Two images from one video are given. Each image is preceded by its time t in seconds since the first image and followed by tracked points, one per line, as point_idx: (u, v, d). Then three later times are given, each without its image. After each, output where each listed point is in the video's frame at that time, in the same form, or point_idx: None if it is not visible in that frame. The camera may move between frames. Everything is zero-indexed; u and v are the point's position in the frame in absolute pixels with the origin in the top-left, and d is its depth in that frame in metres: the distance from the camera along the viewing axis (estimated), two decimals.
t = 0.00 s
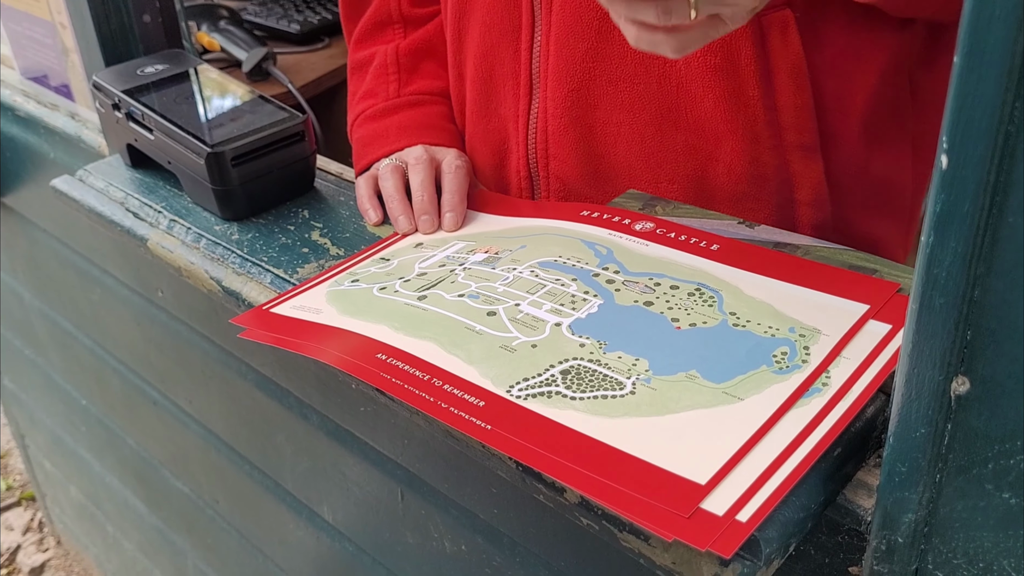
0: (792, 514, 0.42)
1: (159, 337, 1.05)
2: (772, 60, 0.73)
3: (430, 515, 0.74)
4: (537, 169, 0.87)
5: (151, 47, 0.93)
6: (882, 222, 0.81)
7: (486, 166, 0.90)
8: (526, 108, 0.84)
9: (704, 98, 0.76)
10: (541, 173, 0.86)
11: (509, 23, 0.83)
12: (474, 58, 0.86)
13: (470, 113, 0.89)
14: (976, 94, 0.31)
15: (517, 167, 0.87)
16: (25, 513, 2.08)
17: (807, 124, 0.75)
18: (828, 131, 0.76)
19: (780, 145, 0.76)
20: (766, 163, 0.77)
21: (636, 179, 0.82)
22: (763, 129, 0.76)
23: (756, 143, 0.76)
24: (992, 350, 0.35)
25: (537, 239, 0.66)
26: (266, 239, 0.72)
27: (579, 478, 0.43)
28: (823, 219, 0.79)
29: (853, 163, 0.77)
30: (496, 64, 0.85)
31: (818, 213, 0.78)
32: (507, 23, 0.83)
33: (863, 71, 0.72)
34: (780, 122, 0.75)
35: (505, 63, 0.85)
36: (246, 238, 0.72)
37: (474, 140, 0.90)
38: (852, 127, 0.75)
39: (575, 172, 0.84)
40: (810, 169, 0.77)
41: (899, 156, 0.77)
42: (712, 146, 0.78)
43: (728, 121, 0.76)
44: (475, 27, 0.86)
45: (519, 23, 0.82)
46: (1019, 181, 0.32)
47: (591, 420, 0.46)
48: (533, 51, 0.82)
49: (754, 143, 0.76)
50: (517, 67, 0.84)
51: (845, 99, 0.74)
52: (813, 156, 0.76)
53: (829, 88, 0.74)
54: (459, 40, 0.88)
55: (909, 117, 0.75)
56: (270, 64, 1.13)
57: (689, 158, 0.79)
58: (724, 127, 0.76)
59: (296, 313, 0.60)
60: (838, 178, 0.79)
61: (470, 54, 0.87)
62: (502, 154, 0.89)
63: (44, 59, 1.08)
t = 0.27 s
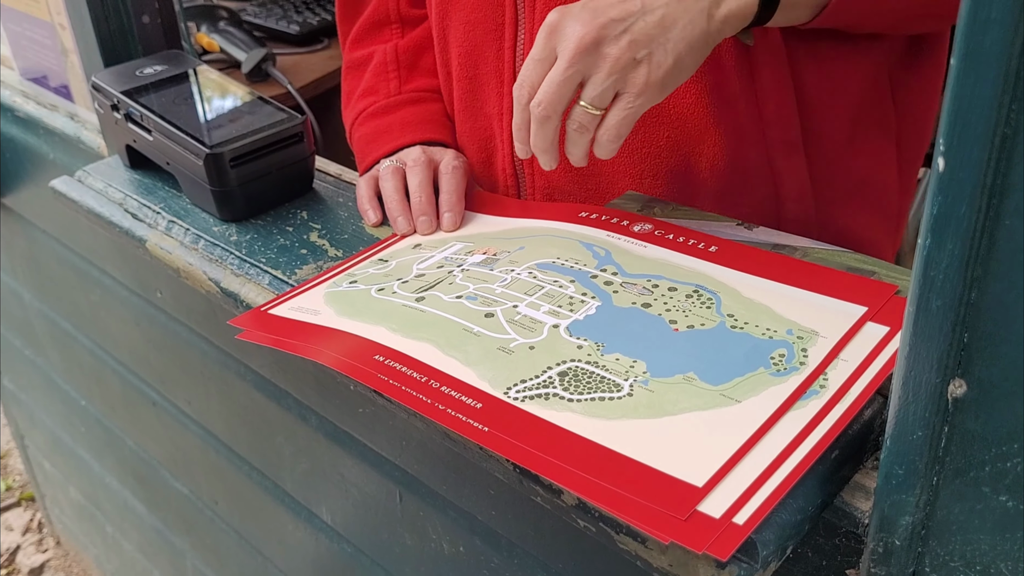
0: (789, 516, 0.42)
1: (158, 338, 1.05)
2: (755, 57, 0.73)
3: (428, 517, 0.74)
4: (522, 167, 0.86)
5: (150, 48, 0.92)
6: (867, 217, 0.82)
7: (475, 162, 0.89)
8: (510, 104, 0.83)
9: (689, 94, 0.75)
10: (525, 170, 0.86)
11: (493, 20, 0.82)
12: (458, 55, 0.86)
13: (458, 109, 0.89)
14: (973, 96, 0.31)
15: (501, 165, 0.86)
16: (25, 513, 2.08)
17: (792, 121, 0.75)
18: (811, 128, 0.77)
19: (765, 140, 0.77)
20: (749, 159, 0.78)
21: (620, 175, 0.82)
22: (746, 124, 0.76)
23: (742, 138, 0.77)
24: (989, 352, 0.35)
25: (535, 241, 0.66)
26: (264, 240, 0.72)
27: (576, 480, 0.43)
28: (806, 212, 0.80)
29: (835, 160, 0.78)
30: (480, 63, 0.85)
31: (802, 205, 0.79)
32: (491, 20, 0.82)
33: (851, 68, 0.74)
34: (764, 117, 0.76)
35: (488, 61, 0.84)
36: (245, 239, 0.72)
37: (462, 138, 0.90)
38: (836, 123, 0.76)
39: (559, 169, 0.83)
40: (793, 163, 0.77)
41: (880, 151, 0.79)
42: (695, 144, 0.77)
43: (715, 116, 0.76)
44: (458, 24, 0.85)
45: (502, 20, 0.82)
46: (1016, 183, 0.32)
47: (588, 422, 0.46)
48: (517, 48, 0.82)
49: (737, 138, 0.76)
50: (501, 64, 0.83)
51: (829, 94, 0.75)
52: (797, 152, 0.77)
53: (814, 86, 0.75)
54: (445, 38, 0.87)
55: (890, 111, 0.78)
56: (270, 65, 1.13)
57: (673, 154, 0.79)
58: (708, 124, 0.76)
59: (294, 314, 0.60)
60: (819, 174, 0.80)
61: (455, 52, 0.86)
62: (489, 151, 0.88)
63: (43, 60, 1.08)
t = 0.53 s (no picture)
0: (792, 520, 0.42)
1: (159, 339, 1.05)
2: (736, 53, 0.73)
3: (430, 518, 0.73)
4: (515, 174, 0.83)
5: (151, 49, 0.92)
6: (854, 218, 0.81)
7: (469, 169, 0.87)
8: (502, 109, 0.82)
9: (673, 95, 0.75)
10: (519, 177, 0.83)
11: (483, 26, 0.82)
12: (447, 60, 0.85)
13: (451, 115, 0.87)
14: (978, 100, 0.31)
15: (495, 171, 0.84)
16: (26, 514, 2.08)
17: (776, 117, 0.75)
18: (795, 128, 0.77)
19: (749, 141, 0.76)
20: (734, 162, 0.77)
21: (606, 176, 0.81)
22: (730, 122, 0.75)
23: (726, 140, 0.76)
24: (994, 356, 0.35)
25: (537, 242, 0.66)
26: (266, 241, 0.72)
27: (579, 483, 0.42)
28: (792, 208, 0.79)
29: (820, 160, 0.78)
30: (471, 69, 0.84)
31: (787, 204, 0.79)
32: (481, 24, 0.82)
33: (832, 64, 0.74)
34: (747, 115, 0.75)
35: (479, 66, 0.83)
36: (247, 240, 0.72)
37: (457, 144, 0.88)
38: (818, 122, 0.76)
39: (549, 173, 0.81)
40: (777, 161, 0.77)
41: (866, 152, 0.78)
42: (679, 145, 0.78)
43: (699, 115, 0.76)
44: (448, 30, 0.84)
45: (493, 24, 0.81)
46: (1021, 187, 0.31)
47: (591, 424, 0.46)
48: (507, 51, 0.81)
49: (721, 141, 0.76)
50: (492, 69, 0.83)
51: (811, 93, 0.75)
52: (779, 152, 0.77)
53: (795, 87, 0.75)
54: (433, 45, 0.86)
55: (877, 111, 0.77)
56: (272, 66, 1.13)
57: (659, 152, 0.79)
58: (692, 123, 0.76)
59: (296, 314, 0.60)
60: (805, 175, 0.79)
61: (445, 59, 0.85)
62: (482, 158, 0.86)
63: (45, 61, 1.08)
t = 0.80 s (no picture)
0: (797, 521, 0.42)
1: (160, 338, 1.05)
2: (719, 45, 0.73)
3: (432, 519, 0.73)
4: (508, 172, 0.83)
5: (152, 47, 0.92)
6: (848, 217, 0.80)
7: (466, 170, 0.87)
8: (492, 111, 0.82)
9: (659, 95, 0.76)
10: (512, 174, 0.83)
11: (472, 26, 0.82)
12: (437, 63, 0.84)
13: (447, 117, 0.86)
14: (988, 95, 0.30)
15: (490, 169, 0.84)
16: (26, 513, 2.08)
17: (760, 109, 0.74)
18: (782, 124, 0.76)
19: (736, 140, 0.76)
20: (723, 162, 0.76)
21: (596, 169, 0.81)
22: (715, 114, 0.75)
23: (713, 138, 0.76)
24: (1003, 356, 0.35)
25: (540, 241, 0.65)
26: (266, 240, 0.71)
27: (581, 483, 0.42)
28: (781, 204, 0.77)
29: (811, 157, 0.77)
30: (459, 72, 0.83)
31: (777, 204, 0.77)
32: (469, 26, 0.82)
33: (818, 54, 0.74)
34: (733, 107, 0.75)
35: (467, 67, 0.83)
36: (247, 239, 0.72)
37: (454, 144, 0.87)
38: (806, 117, 0.76)
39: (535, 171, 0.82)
40: (763, 154, 0.76)
41: (857, 147, 0.77)
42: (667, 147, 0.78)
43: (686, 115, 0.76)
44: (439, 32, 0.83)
45: (482, 24, 0.81)
46: None
47: (595, 425, 0.45)
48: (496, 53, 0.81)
49: (708, 142, 0.76)
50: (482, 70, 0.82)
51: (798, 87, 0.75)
52: (767, 151, 0.76)
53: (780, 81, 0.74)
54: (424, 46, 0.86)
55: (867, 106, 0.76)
56: (273, 64, 1.12)
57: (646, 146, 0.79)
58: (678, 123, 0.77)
59: (296, 312, 0.59)
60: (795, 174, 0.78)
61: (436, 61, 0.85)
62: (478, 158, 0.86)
63: (46, 59, 1.07)
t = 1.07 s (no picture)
0: (803, 525, 0.41)
1: (161, 338, 1.04)
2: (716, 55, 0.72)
3: (434, 520, 0.73)
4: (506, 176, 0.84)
5: (153, 46, 0.91)
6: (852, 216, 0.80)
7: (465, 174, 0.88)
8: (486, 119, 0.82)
9: (652, 101, 0.75)
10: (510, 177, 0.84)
11: (463, 34, 0.80)
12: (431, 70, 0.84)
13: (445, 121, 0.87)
14: (1001, 95, 0.30)
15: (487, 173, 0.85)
16: (27, 513, 2.08)
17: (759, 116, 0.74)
18: (781, 125, 0.76)
19: (735, 141, 0.76)
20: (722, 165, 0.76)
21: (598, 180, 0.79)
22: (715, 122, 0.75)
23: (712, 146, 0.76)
24: (1013, 359, 0.34)
25: (543, 242, 0.65)
26: (268, 240, 0.71)
27: (586, 485, 0.42)
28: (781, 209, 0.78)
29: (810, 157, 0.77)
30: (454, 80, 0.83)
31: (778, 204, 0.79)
32: (460, 33, 0.80)
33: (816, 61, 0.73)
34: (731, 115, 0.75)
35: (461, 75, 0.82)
36: (249, 239, 0.71)
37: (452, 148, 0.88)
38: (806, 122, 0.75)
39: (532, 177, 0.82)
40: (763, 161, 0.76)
41: (858, 147, 0.77)
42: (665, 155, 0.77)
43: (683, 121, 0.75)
44: (434, 38, 0.83)
45: (472, 33, 0.80)
46: None
47: (600, 427, 0.45)
48: (489, 61, 0.80)
49: (705, 145, 0.76)
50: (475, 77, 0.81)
51: (796, 89, 0.73)
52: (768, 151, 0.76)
53: (778, 83, 0.73)
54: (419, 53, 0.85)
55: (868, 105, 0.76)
56: (274, 63, 1.12)
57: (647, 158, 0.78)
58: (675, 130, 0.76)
59: (298, 312, 0.59)
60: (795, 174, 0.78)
61: (433, 66, 0.84)
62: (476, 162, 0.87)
63: (47, 58, 1.07)
